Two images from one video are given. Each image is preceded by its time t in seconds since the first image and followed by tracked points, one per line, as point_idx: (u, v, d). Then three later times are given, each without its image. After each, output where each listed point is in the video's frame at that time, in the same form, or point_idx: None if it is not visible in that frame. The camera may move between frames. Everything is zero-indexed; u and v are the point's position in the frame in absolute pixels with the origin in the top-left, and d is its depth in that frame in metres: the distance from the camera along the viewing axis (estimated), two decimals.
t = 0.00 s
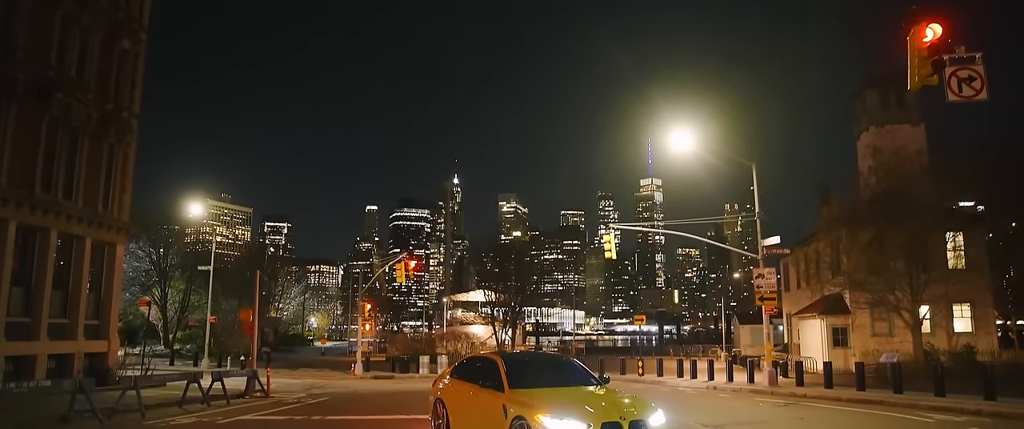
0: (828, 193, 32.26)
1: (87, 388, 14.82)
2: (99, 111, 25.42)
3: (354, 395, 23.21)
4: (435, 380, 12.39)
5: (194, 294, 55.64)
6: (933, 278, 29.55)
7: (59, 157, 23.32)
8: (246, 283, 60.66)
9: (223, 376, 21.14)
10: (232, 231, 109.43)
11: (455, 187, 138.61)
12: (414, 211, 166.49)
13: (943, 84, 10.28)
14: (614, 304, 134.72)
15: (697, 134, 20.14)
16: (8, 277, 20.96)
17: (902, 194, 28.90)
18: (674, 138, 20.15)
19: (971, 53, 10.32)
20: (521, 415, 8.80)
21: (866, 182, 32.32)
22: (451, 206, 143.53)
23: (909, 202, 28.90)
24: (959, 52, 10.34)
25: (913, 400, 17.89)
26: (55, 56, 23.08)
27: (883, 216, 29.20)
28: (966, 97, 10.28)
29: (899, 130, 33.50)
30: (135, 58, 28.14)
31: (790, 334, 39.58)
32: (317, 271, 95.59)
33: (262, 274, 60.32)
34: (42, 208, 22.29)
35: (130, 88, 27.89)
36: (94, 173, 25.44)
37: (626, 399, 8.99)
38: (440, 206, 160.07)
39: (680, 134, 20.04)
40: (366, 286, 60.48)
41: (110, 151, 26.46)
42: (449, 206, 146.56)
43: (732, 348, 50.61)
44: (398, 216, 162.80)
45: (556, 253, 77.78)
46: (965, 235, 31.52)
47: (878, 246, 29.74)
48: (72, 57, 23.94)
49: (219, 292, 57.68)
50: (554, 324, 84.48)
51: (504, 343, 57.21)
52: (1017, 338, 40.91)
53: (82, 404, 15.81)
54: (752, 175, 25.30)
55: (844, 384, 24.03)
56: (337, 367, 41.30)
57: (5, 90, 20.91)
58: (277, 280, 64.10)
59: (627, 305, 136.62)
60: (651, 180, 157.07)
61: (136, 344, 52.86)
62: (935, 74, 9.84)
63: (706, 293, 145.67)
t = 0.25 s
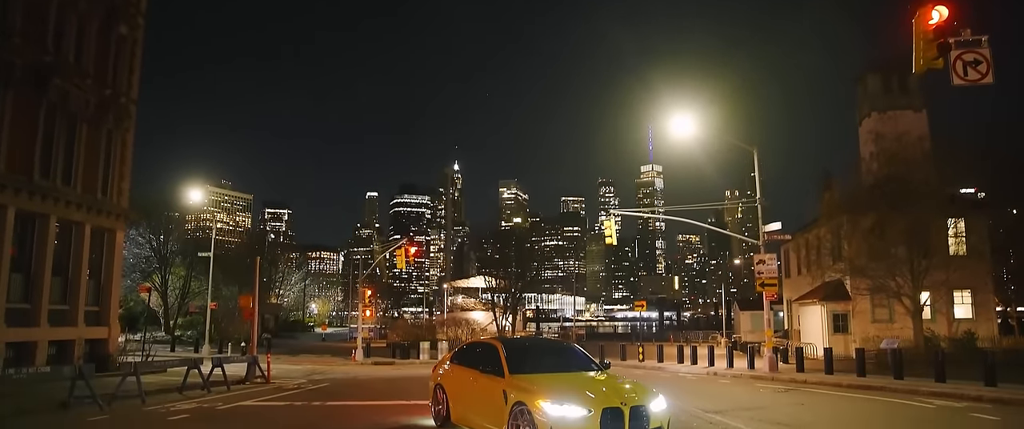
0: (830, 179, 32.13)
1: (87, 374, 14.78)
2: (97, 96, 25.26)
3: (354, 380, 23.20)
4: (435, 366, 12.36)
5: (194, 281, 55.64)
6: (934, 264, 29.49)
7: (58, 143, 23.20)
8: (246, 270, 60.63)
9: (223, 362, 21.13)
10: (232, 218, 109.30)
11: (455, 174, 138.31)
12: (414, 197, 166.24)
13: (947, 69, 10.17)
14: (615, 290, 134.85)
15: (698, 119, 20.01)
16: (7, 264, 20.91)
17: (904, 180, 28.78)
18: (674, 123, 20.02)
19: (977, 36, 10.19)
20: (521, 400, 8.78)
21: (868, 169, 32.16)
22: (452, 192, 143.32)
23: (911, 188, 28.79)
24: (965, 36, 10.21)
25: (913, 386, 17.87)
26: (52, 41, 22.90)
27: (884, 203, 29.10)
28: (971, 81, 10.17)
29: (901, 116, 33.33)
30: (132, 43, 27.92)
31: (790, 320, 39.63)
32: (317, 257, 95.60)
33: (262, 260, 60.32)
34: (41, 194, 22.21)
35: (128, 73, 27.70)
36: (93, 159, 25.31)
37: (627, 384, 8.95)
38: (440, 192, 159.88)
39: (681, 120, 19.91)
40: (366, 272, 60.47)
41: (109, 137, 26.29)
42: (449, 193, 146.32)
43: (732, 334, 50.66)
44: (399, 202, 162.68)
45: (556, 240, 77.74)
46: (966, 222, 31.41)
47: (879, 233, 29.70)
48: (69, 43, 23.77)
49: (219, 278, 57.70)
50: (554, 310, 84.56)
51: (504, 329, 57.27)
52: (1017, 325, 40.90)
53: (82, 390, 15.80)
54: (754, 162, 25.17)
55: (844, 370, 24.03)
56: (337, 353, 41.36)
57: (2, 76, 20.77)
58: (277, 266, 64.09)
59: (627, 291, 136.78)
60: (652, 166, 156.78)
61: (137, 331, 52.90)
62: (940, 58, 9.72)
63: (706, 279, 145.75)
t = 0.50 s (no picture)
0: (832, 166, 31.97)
1: (86, 361, 14.71)
2: (95, 82, 25.07)
3: (354, 367, 23.19)
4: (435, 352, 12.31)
5: (194, 268, 55.59)
6: (935, 251, 29.42)
7: (56, 129, 23.06)
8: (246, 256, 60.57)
9: (222, 348, 21.08)
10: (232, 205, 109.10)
11: (455, 160, 138.00)
12: (414, 184, 165.95)
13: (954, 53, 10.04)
14: (615, 277, 134.98)
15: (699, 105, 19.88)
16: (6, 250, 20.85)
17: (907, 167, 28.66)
18: (676, 109, 19.88)
19: (984, 20, 10.04)
20: (522, 386, 8.74)
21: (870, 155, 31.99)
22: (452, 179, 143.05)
23: (914, 174, 28.67)
24: (972, 19, 10.06)
25: (914, 372, 17.84)
26: (48, 26, 22.70)
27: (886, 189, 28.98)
28: (977, 65, 10.03)
29: (903, 102, 33.14)
30: (130, 29, 27.68)
31: (790, 306, 39.65)
32: (317, 244, 95.55)
33: (262, 246, 60.27)
34: (39, 180, 22.09)
35: (126, 59, 27.46)
36: (92, 146, 25.12)
37: (627, 370, 8.90)
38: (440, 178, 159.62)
39: (682, 105, 19.78)
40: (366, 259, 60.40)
41: (107, 124, 26.08)
42: (449, 179, 146.04)
43: (732, 321, 50.69)
44: (399, 189, 162.46)
45: (556, 226, 77.66)
46: (968, 209, 31.27)
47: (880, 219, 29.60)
48: (66, 28, 23.56)
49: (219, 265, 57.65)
50: (554, 297, 84.62)
51: (504, 316, 57.30)
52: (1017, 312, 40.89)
53: (81, 377, 15.73)
54: (756, 147, 25.02)
55: (845, 357, 24.02)
56: (337, 339, 41.39)
57: None
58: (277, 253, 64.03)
59: (627, 277, 136.89)
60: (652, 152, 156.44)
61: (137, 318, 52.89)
62: (946, 41, 9.60)
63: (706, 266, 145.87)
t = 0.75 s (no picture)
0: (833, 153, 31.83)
1: (85, 348, 14.66)
2: (92, 68, 24.85)
3: (354, 355, 23.14)
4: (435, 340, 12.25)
5: (194, 256, 55.55)
6: (936, 239, 29.35)
7: (53, 116, 22.89)
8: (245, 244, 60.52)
9: (222, 336, 21.04)
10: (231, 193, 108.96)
11: (455, 148, 137.66)
12: (414, 172, 165.69)
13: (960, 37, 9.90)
14: (615, 265, 135.00)
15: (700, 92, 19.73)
16: (3, 237, 20.76)
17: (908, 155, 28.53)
18: (677, 96, 19.73)
19: (991, 5, 9.90)
20: (523, 374, 8.68)
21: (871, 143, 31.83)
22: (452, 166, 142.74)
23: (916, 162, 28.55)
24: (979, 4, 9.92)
25: (915, 360, 17.78)
26: (44, 11, 22.49)
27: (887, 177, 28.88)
28: (983, 50, 9.88)
29: (905, 90, 32.97)
30: (127, 15, 27.40)
31: (791, 294, 39.66)
32: (317, 232, 95.46)
33: (261, 234, 60.19)
34: (36, 167, 21.97)
35: (124, 45, 27.21)
36: (89, 133, 24.89)
37: (629, 358, 8.82)
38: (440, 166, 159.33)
39: (683, 92, 19.65)
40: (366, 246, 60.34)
41: (105, 111, 25.80)
42: (449, 167, 145.74)
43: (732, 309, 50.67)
44: (399, 177, 162.23)
45: (556, 214, 77.55)
46: (969, 197, 31.13)
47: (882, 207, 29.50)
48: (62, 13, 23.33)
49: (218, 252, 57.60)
50: (554, 285, 84.65)
51: (504, 303, 57.29)
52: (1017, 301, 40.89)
53: (80, 364, 15.68)
54: (757, 134, 24.90)
55: (846, 345, 23.99)
56: (337, 327, 41.36)
57: None
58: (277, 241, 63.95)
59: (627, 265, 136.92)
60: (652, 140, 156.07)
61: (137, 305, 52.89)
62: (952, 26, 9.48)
63: (706, 254, 145.85)
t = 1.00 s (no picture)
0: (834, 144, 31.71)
1: (84, 339, 14.60)
2: (89, 58, 24.67)
3: (354, 345, 23.11)
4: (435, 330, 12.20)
5: (194, 246, 55.46)
6: (937, 229, 29.29)
7: (50, 105, 22.78)
8: (245, 234, 60.43)
9: (222, 327, 20.98)
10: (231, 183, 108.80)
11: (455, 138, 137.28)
12: (413, 162, 165.46)
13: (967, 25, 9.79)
14: (615, 255, 135.03)
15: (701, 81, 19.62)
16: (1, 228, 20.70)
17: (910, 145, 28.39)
18: (678, 85, 19.61)
19: None
20: (523, 366, 8.61)
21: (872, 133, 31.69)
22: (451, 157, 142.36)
23: (917, 152, 28.45)
24: None
25: (916, 351, 17.74)
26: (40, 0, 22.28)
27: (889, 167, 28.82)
28: (989, 38, 9.77)
29: (907, 80, 32.81)
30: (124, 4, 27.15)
31: (790, 285, 39.76)
32: (317, 222, 95.36)
33: (261, 225, 60.12)
34: (34, 158, 21.89)
35: (121, 34, 26.98)
36: (87, 123, 24.77)
37: (630, 349, 8.77)
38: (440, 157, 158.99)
39: (684, 82, 19.54)
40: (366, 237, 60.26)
41: (103, 101, 25.64)
42: (449, 158, 145.45)
43: (731, 299, 50.70)
44: (399, 167, 161.94)
45: (556, 205, 77.44)
46: (970, 187, 30.98)
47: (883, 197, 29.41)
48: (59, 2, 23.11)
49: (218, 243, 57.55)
50: (554, 275, 84.69)
51: (504, 294, 57.29)
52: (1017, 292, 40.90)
53: (79, 355, 15.64)
54: (759, 124, 24.77)
55: (847, 335, 23.96)
56: (337, 317, 41.37)
57: None
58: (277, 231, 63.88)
59: (627, 256, 136.93)
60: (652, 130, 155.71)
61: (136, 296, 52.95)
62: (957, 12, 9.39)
63: (706, 244, 145.87)
